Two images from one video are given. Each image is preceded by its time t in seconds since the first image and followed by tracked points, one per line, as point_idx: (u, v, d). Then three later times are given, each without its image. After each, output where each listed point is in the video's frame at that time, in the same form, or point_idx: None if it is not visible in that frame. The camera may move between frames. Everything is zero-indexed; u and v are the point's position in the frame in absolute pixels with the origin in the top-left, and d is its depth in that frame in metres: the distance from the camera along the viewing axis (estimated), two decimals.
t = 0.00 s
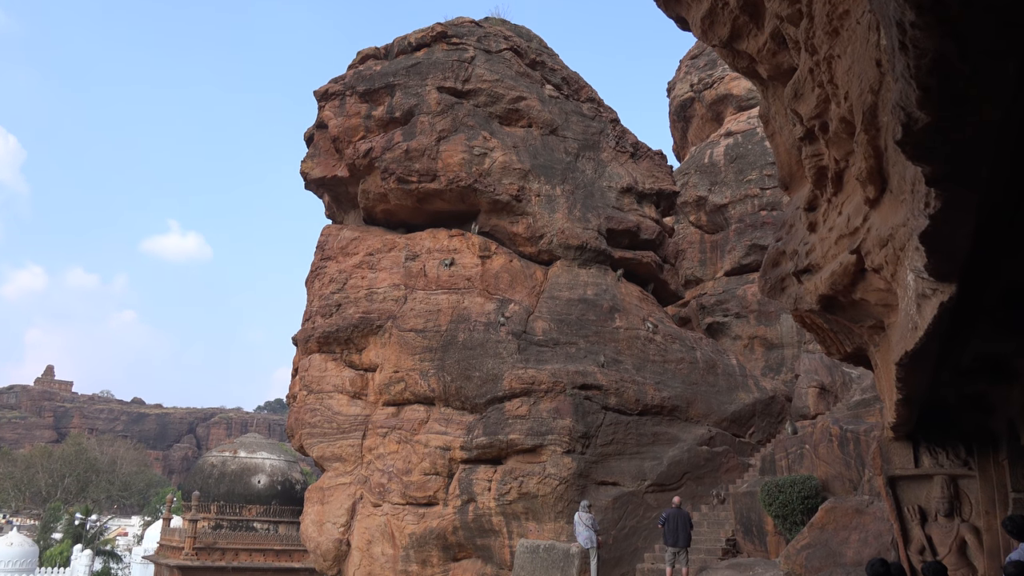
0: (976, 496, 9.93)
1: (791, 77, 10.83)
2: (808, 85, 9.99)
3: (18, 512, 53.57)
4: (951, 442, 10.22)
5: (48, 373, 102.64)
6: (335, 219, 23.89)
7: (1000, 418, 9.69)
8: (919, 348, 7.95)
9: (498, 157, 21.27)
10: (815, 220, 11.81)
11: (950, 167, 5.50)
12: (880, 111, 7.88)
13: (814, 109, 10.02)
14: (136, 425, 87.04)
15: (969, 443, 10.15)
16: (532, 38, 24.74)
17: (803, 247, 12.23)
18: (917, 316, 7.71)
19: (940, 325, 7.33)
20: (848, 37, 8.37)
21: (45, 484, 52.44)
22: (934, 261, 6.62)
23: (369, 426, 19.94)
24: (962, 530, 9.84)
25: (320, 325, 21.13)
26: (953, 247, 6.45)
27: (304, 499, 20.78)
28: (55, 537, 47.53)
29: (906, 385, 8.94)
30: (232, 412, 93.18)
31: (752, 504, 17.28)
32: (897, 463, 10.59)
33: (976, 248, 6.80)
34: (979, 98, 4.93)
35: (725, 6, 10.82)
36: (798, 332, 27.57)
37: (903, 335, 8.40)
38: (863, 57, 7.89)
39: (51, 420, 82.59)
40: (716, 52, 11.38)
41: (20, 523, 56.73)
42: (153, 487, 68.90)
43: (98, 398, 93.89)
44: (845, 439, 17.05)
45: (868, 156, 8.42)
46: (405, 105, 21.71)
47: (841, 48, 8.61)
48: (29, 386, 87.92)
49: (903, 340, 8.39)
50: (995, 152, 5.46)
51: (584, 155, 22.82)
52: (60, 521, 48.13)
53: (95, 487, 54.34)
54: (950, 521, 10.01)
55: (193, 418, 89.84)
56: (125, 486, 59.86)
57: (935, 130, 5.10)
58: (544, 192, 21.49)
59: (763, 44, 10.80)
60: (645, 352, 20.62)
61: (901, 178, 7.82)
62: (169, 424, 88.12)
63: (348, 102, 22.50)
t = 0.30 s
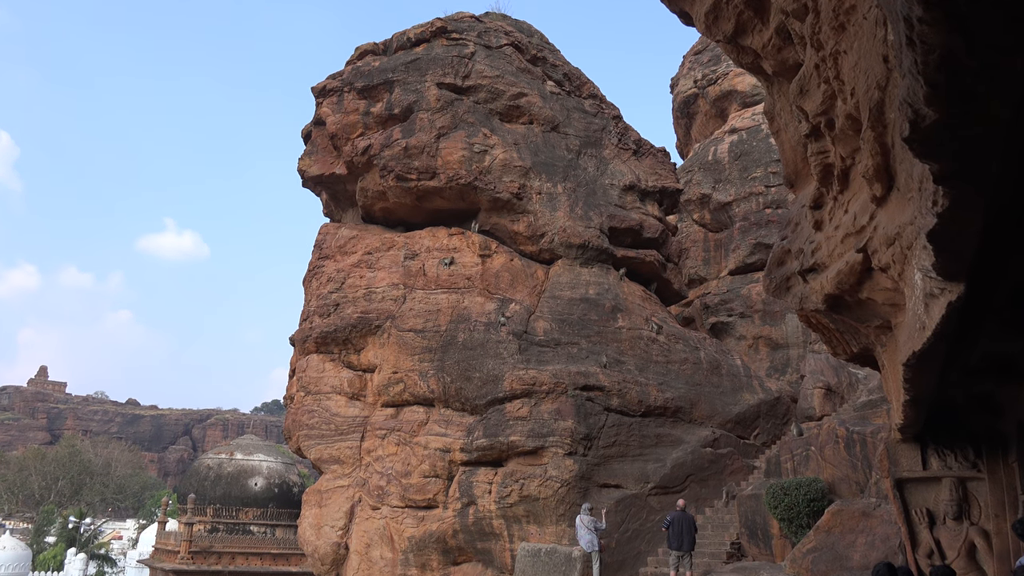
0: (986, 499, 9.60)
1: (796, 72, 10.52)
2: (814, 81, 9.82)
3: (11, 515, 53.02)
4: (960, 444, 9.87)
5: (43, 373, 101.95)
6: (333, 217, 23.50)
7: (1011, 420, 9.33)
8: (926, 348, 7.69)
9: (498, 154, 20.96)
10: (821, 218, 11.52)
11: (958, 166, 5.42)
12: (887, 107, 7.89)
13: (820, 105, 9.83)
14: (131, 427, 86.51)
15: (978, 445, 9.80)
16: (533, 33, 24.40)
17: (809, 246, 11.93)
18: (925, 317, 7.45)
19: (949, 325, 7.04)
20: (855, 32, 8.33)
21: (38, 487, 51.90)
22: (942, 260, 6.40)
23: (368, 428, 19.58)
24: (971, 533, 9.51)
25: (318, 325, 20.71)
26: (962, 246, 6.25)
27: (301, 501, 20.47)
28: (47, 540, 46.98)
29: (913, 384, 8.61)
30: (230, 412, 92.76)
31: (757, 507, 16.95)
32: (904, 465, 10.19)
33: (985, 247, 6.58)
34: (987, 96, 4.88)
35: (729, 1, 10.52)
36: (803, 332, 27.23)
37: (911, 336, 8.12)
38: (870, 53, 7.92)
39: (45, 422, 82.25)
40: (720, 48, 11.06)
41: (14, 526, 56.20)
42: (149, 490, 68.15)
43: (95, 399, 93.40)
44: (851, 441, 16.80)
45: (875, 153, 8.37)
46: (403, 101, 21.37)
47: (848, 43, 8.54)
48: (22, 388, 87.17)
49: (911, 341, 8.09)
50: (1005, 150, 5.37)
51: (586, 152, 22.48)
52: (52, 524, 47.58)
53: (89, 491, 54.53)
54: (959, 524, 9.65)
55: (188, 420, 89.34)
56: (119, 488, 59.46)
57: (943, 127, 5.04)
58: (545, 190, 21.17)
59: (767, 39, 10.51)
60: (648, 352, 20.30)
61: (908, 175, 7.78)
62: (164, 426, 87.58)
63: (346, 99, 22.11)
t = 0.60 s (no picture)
0: (998, 504, 9.03)
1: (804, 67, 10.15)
2: (821, 75, 9.50)
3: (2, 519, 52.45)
4: (972, 447, 9.34)
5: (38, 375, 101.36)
6: (330, 215, 23.03)
7: None
8: (935, 350, 7.34)
9: (498, 150, 20.51)
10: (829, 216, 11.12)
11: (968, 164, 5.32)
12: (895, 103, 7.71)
13: (828, 100, 9.52)
14: (123, 429, 85.78)
15: (991, 448, 9.23)
16: (534, 27, 23.94)
17: (816, 245, 11.53)
18: (934, 318, 7.05)
19: (960, 326, 6.66)
20: (863, 26, 8.04)
21: (29, 491, 51.38)
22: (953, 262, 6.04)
23: (365, 431, 19.12)
24: (983, 539, 8.99)
25: (314, 325, 20.21)
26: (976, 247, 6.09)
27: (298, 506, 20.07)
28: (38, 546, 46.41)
29: (923, 388, 8.28)
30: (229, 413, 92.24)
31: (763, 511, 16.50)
32: (915, 469, 9.87)
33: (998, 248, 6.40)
34: (998, 90, 4.86)
35: None
36: (811, 333, 26.80)
37: (920, 337, 7.80)
38: (879, 47, 7.69)
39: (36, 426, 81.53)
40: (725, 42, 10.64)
41: (6, 531, 55.42)
42: (143, 494, 67.19)
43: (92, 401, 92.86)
44: (860, 444, 16.34)
45: (883, 149, 8.15)
46: (402, 97, 20.93)
47: (856, 37, 8.28)
48: (14, 390, 86.24)
49: (920, 342, 7.73)
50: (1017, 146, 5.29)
51: (588, 148, 22.02)
52: (43, 529, 47.01)
53: (81, 494, 53.78)
54: (971, 529, 9.18)
55: (182, 422, 88.57)
56: (112, 492, 58.95)
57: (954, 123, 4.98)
58: (547, 187, 20.72)
59: (774, 33, 10.13)
60: (652, 353, 19.85)
61: (917, 172, 7.64)
62: (157, 429, 86.86)
63: (343, 94, 21.67)
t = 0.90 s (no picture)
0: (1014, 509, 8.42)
1: (813, 60, 9.81)
2: (831, 69, 9.24)
3: None
4: (987, 451, 8.79)
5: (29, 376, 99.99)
6: (326, 213, 22.48)
7: None
8: (950, 351, 6.89)
9: (499, 146, 19.98)
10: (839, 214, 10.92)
11: (983, 159, 5.16)
12: (910, 96, 7.45)
13: (838, 95, 9.27)
14: (114, 433, 85.34)
15: (1007, 452, 8.67)
16: (536, 19, 23.39)
17: (826, 243, 11.31)
18: (948, 317, 6.72)
19: (972, 327, 6.33)
20: (875, 18, 7.82)
21: (17, 497, 50.33)
22: (966, 260, 5.81)
23: (362, 434, 18.60)
24: (999, 546, 8.36)
25: (310, 326, 19.70)
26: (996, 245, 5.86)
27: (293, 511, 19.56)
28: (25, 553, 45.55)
29: (936, 390, 7.75)
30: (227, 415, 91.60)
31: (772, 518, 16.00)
32: (928, 474, 9.11)
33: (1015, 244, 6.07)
34: (1012, 85, 4.72)
35: None
36: (820, 333, 26.27)
37: (934, 336, 7.31)
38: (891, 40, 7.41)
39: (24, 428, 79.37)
40: (733, 35, 10.29)
41: None
42: (133, 500, 66.25)
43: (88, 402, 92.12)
44: (872, 448, 15.82)
45: (896, 145, 7.91)
46: (400, 91, 20.41)
47: (868, 30, 8.03)
48: None
49: (933, 341, 7.27)
50: None
51: (592, 144, 21.48)
52: (32, 535, 46.19)
53: (71, 500, 52.32)
54: (985, 535, 8.53)
55: (174, 425, 88.15)
56: (101, 498, 58.39)
57: (968, 117, 4.84)
58: (549, 184, 20.19)
59: (783, 25, 9.76)
60: (657, 355, 19.29)
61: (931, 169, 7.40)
62: (149, 433, 86.29)
63: (340, 88, 21.14)
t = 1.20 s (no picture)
0: None
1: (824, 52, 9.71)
2: (842, 62, 9.17)
3: None
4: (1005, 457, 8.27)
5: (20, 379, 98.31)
6: (321, 210, 21.85)
7: None
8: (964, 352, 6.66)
9: (500, 141, 19.40)
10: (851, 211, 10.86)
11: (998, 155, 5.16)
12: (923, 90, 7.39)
13: (850, 88, 9.19)
14: (103, 437, 81.60)
15: None
16: (539, 10, 22.79)
17: (837, 241, 11.25)
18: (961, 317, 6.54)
19: (987, 329, 6.17)
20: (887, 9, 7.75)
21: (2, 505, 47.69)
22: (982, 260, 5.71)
23: (359, 438, 18.02)
24: (1016, 554, 7.76)
25: (305, 326, 19.08)
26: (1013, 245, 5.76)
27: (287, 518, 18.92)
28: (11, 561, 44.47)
29: (951, 390, 7.40)
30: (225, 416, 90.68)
31: (781, 525, 15.43)
32: (942, 479, 8.51)
33: None
34: None
35: None
36: (831, 334, 25.72)
37: (948, 337, 7.12)
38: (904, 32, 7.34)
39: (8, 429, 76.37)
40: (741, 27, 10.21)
41: None
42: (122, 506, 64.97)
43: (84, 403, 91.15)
44: (884, 453, 15.31)
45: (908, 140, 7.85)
46: (397, 84, 19.83)
47: (880, 22, 7.96)
48: None
49: (947, 344, 7.11)
50: None
51: (595, 139, 20.89)
52: (18, 543, 45.16)
53: (57, 507, 51.10)
54: (1002, 544, 7.92)
55: (164, 429, 84.02)
56: (88, 505, 56.90)
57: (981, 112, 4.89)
58: (551, 180, 19.62)
59: (792, 17, 9.69)
60: (663, 356, 18.70)
61: (944, 164, 7.35)
62: (138, 437, 82.53)
63: (335, 81, 20.55)
